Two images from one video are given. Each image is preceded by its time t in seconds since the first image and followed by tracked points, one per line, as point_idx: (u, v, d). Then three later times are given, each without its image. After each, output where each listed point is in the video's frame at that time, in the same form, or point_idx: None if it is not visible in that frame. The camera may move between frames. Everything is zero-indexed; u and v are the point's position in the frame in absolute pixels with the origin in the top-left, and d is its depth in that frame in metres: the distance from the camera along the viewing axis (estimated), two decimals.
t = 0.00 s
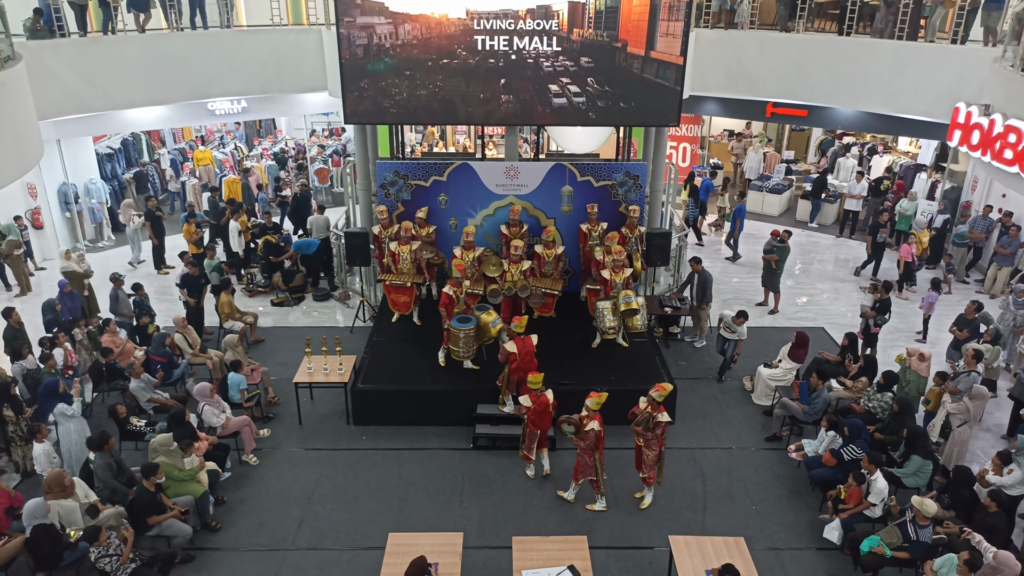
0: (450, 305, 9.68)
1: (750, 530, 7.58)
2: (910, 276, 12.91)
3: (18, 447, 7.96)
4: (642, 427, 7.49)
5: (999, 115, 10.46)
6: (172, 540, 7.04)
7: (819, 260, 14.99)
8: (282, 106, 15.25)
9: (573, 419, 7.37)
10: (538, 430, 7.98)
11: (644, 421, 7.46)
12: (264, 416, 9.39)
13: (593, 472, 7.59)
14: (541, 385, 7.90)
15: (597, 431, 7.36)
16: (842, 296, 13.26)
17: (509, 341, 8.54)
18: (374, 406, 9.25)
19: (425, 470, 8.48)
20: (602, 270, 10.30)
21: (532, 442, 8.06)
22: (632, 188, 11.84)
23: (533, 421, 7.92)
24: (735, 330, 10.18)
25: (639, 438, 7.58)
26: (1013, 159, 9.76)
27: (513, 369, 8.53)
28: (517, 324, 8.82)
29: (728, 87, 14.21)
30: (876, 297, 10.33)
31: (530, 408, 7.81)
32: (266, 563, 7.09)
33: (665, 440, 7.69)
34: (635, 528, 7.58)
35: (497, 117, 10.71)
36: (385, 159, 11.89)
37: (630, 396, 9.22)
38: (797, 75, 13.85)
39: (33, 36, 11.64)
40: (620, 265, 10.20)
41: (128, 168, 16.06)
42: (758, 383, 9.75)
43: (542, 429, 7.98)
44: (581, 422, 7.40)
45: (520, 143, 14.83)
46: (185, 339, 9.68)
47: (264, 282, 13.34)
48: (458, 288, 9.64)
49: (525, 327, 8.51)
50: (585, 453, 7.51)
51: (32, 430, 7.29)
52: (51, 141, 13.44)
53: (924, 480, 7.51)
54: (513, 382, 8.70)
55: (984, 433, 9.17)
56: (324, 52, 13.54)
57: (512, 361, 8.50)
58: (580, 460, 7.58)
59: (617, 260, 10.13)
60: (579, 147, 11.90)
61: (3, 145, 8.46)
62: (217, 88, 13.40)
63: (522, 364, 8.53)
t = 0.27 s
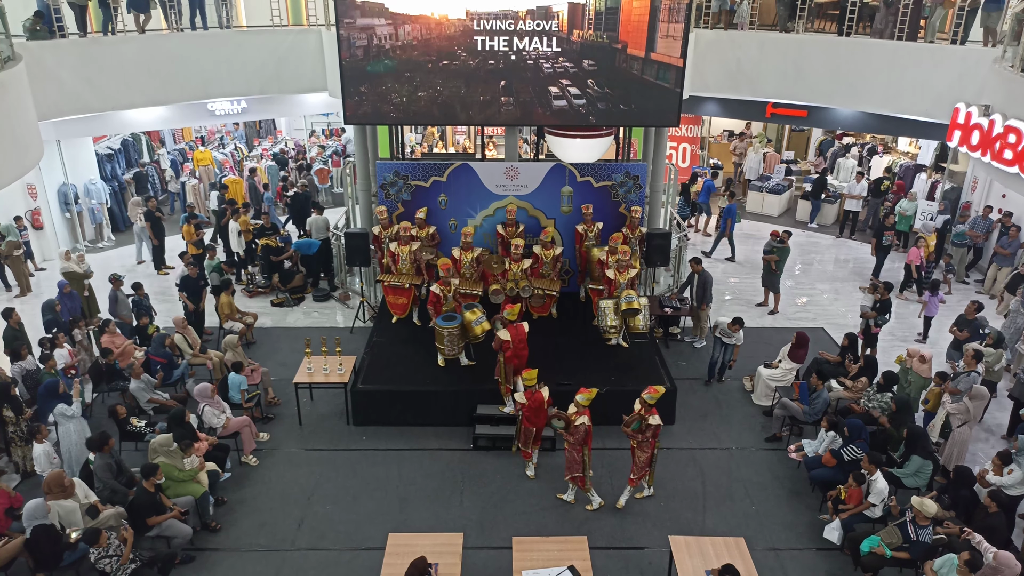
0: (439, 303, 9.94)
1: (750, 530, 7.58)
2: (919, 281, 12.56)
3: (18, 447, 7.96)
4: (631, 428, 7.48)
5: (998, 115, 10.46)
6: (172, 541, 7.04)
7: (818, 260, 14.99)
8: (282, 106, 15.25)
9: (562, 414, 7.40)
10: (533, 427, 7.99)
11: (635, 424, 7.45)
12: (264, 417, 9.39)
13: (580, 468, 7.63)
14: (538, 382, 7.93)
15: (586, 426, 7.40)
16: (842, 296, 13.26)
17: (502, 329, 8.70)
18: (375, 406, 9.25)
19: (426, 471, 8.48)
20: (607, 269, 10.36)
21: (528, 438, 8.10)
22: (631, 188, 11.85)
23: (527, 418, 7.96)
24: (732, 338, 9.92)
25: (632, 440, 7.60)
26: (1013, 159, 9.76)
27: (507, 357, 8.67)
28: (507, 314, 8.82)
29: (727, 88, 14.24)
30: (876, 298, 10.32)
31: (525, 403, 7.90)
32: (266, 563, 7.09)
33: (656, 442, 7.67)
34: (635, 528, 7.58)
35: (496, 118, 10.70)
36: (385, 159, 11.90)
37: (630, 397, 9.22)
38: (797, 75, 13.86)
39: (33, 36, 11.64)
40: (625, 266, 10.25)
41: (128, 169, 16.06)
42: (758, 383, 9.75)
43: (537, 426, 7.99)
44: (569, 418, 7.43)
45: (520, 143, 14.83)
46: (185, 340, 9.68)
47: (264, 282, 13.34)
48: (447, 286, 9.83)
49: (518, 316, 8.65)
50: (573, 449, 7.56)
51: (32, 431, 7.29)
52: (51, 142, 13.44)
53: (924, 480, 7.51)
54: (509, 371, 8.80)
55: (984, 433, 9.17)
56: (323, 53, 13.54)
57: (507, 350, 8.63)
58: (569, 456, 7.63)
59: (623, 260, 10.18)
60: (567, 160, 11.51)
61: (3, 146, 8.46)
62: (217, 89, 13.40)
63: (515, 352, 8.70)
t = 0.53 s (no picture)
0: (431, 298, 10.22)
1: (749, 530, 7.58)
2: (929, 285, 12.39)
3: (18, 447, 7.96)
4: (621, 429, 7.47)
5: (998, 115, 10.46)
6: (172, 541, 7.04)
7: (818, 260, 14.99)
8: (282, 106, 15.24)
9: (555, 412, 7.46)
10: (529, 422, 8.05)
11: (623, 426, 7.42)
12: (264, 417, 9.39)
13: (568, 467, 7.61)
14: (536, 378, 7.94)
15: (577, 424, 7.38)
16: (841, 296, 13.27)
17: (497, 322, 8.77)
18: (374, 406, 9.25)
19: (425, 470, 8.48)
20: (608, 270, 10.34)
21: (524, 434, 8.14)
22: (631, 188, 11.85)
23: (524, 412, 7.98)
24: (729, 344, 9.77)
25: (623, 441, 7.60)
26: (1013, 159, 9.76)
27: (503, 351, 8.69)
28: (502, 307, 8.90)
29: (727, 88, 14.24)
30: (876, 297, 10.32)
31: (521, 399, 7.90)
32: (266, 563, 7.09)
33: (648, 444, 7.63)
34: (635, 528, 7.58)
35: (496, 117, 10.70)
36: (385, 159, 11.89)
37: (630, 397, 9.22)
38: (797, 75, 13.86)
39: (33, 36, 11.62)
40: (625, 266, 10.22)
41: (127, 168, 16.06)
42: (758, 383, 9.75)
43: (532, 421, 8.04)
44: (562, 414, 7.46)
45: (520, 143, 14.83)
46: (185, 339, 9.68)
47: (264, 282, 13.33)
48: (440, 282, 10.04)
49: (512, 310, 8.72)
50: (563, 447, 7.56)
51: (32, 430, 7.29)
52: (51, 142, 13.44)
53: (924, 480, 7.51)
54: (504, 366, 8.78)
55: (984, 433, 9.17)
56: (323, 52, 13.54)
57: (501, 344, 8.67)
58: (560, 453, 7.62)
59: (623, 261, 10.15)
60: (567, 158, 11.48)
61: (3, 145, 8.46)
62: (216, 88, 13.39)
63: (510, 346, 8.72)
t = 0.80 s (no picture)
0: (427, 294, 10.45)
1: (750, 531, 7.58)
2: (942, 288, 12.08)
3: (18, 448, 7.95)
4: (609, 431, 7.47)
5: (998, 115, 10.46)
6: (172, 541, 7.04)
7: (818, 260, 15.00)
8: (282, 106, 15.24)
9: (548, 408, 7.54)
10: (526, 416, 8.20)
11: (612, 429, 7.41)
12: (264, 417, 9.39)
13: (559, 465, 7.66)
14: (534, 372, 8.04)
15: (567, 423, 7.39)
16: (841, 296, 13.27)
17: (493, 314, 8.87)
18: (375, 406, 9.25)
19: (426, 471, 8.48)
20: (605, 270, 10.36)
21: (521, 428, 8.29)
22: (631, 188, 11.86)
23: (521, 407, 8.11)
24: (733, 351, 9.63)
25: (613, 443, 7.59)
26: (1013, 159, 9.75)
27: (499, 342, 8.77)
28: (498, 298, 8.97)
29: (727, 88, 14.26)
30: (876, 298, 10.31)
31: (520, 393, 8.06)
32: (266, 563, 7.09)
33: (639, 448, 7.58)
34: (635, 529, 7.57)
35: (496, 118, 10.70)
36: (385, 159, 11.89)
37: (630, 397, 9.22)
38: (797, 76, 13.87)
39: (33, 36, 11.59)
40: (621, 266, 10.23)
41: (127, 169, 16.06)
42: (758, 383, 9.75)
43: (530, 416, 8.18)
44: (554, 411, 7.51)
45: (520, 143, 14.84)
46: (185, 340, 9.68)
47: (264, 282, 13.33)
48: (436, 280, 10.09)
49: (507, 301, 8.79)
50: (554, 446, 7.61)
51: (32, 431, 7.29)
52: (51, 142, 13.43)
53: (924, 480, 7.51)
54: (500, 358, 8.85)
55: (983, 434, 9.17)
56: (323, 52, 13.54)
57: (497, 335, 8.75)
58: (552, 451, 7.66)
59: (620, 261, 10.17)
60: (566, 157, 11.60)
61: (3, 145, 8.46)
62: (216, 88, 13.39)
63: (506, 337, 8.81)
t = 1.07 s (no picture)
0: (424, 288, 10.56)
1: (749, 530, 7.58)
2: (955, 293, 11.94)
3: (18, 447, 7.95)
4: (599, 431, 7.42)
5: (998, 115, 10.45)
6: (172, 541, 7.05)
7: (818, 260, 14.99)
8: (282, 106, 15.25)
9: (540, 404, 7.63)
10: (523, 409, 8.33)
11: (604, 428, 7.36)
12: (264, 417, 9.39)
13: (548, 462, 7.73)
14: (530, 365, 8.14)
15: (552, 422, 7.41)
16: (841, 296, 13.27)
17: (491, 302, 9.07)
18: (375, 406, 9.25)
19: (426, 471, 8.48)
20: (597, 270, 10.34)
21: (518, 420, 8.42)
22: (632, 188, 11.86)
23: (519, 399, 8.28)
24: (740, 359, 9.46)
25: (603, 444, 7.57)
26: (1013, 159, 9.75)
27: (496, 329, 9.01)
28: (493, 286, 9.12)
29: (727, 88, 14.25)
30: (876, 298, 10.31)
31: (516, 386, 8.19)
32: (266, 563, 7.09)
33: (629, 448, 7.55)
34: (635, 529, 7.57)
35: (496, 118, 10.70)
36: (385, 159, 11.89)
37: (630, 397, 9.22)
38: (797, 76, 13.86)
39: (33, 36, 11.59)
40: (613, 266, 10.17)
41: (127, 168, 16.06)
42: (758, 383, 9.74)
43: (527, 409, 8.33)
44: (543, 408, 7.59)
45: (520, 143, 14.83)
46: (185, 339, 9.68)
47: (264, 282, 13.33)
48: (436, 276, 10.19)
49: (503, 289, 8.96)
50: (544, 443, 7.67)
51: (32, 430, 7.29)
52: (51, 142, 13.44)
53: (924, 480, 7.51)
54: (496, 344, 9.12)
55: (983, 433, 9.17)
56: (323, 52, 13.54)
57: (495, 323, 8.97)
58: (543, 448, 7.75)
59: (608, 262, 10.05)
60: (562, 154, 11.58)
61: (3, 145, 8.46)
62: (216, 88, 13.39)
63: (503, 325, 9.03)
